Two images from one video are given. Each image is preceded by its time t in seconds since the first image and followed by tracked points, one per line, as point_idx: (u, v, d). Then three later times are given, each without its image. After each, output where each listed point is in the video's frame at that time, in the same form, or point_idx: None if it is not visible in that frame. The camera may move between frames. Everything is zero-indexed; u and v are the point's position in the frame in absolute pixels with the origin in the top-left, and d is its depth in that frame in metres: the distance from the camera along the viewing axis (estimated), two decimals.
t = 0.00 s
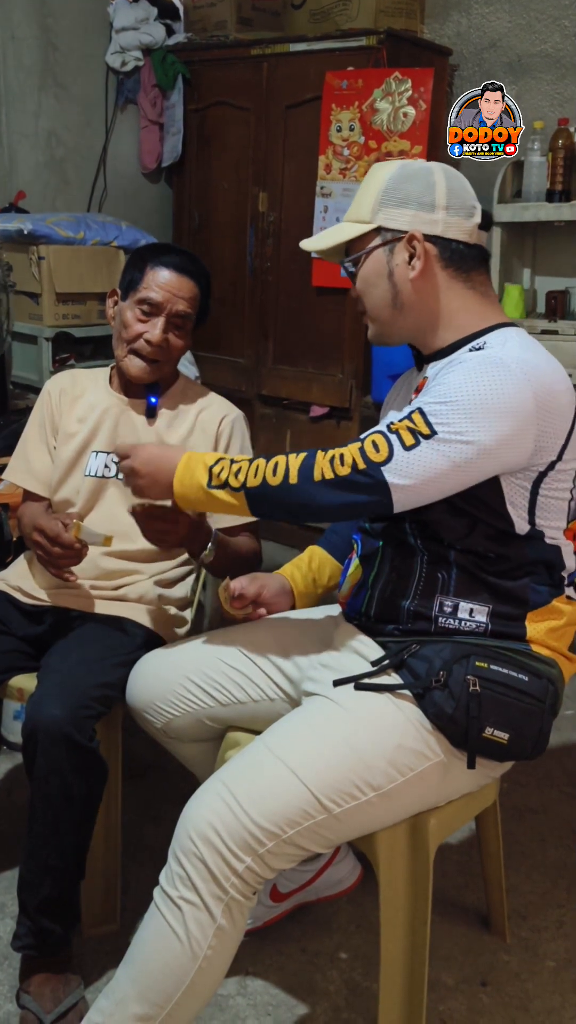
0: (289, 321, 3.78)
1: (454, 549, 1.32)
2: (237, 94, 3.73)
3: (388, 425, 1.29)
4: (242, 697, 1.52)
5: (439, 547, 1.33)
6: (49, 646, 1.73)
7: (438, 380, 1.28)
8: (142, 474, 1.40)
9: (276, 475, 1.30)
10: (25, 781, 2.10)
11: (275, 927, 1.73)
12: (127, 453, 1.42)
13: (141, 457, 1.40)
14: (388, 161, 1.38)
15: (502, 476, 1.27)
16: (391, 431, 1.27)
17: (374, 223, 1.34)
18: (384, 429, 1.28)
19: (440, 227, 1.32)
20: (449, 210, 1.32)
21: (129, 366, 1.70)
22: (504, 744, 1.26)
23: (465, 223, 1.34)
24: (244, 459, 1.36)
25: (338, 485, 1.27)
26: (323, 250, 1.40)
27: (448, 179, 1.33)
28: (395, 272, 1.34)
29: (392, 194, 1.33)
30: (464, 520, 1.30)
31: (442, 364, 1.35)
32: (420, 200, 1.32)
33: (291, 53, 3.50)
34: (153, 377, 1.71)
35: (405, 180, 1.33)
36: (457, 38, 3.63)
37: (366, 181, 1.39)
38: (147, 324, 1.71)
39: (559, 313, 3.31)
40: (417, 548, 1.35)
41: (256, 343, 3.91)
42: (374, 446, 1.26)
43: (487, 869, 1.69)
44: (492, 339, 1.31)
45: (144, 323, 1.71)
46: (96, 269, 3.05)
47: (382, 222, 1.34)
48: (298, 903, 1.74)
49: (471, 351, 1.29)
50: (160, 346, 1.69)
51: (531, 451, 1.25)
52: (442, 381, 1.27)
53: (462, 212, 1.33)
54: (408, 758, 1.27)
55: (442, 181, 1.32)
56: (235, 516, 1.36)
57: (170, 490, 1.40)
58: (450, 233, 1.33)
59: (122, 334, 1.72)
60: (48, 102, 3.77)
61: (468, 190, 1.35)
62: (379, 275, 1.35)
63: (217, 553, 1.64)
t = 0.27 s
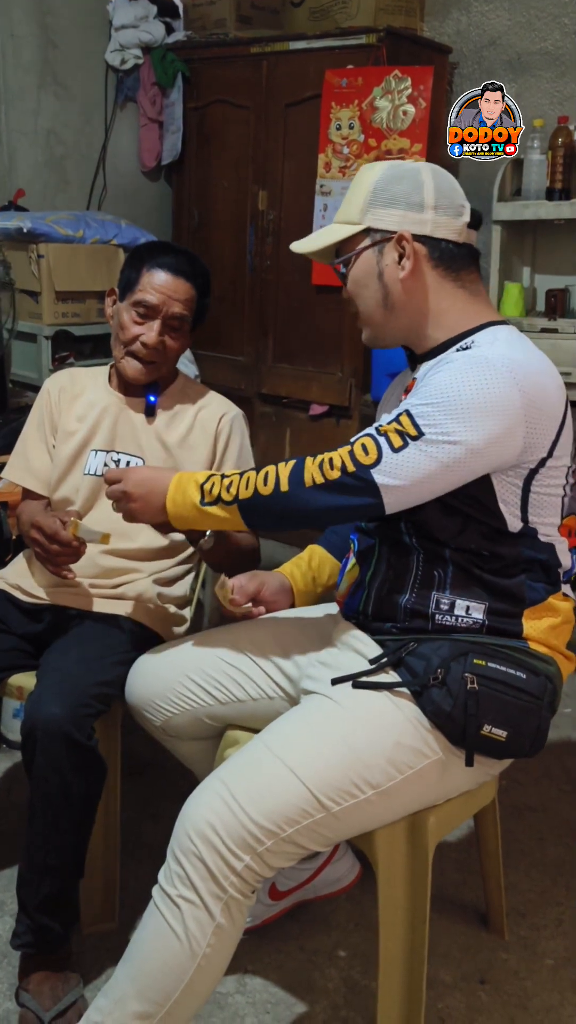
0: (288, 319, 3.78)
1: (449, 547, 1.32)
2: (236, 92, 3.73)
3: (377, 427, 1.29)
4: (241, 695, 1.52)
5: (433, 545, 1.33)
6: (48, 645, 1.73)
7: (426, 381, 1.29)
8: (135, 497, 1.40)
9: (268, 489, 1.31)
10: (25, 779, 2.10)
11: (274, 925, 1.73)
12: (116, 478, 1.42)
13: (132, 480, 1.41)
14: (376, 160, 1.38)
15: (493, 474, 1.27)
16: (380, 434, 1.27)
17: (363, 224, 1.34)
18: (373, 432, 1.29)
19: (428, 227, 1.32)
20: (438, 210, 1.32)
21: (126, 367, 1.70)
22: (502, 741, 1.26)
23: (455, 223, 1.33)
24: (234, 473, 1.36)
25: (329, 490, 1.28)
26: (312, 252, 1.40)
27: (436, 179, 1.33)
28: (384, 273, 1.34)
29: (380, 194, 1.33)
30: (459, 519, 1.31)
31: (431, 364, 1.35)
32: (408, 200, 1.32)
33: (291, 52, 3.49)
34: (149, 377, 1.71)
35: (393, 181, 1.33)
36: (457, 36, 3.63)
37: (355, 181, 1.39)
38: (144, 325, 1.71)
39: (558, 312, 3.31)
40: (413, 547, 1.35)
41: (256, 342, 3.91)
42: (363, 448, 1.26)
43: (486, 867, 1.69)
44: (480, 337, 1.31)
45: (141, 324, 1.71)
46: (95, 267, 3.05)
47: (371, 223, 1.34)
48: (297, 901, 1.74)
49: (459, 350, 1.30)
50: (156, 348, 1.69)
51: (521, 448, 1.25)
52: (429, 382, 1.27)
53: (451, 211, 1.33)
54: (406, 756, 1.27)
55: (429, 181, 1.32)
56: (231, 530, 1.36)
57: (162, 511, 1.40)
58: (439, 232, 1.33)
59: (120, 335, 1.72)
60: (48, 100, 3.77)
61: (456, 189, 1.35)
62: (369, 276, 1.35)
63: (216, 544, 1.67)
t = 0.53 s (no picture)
0: (288, 318, 3.78)
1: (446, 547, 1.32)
2: (236, 91, 3.73)
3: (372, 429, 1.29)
4: (240, 694, 1.52)
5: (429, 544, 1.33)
6: (47, 644, 1.73)
7: (420, 383, 1.29)
8: (130, 502, 1.42)
9: (263, 491, 1.31)
10: (24, 778, 2.10)
11: (273, 924, 1.73)
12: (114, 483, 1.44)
13: (128, 485, 1.43)
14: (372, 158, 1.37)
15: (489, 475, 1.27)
16: (374, 435, 1.27)
17: (358, 224, 1.34)
18: (367, 434, 1.29)
19: (424, 228, 1.31)
20: (433, 210, 1.31)
21: (124, 368, 1.71)
22: (500, 740, 1.26)
23: (451, 223, 1.32)
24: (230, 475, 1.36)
25: (324, 493, 1.27)
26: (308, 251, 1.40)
27: (433, 180, 1.33)
28: (379, 274, 1.33)
29: (376, 194, 1.33)
30: (456, 517, 1.30)
31: (426, 365, 1.35)
32: (403, 201, 1.31)
33: (291, 52, 3.49)
34: (147, 377, 1.72)
35: (389, 181, 1.32)
36: (457, 34, 3.62)
37: (352, 179, 1.38)
38: (141, 326, 1.71)
39: (559, 311, 3.30)
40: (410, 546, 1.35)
41: (256, 340, 3.91)
42: (358, 451, 1.26)
43: (486, 866, 1.69)
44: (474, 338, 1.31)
45: (139, 324, 1.71)
46: (95, 266, 3.05)
47: (366, 223, 1.33)
48: (296, 900, 1.74)
49: (452, 352, 1.30)
50: (153, 349, 1.69)
51: (515, 449, 1.25)
52: (423, 384, 1.27)
53: (446, 211, 1.32)
54: (406, 755, 1.27)
55: (426, 182, 1.32)
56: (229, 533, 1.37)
57: (160, 514, 1.41)
58: (435, 233, 1.32)
59: (118, 336, 1.72)
60: (47, 100, 3.77)
61: (453, 189, 1.34)
62: (364, 277, 1.35)
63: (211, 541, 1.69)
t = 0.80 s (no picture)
0: (288, 319, 3.78)
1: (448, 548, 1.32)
2: (237, 92, 3.73)
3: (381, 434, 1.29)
4: (241, 695, 1.52)
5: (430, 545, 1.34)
6: (48, 644, 1.73)
7: (430, 388, 1.29)
8: (137, 503, 1.42)
9: (270, 496, 1.32)
10: (25, 778, 2.11)
11: (274, 924, 1.74)
12: (120, 483, 1.44)
13: (135, 485, 1.42)
14: (391, 153, 1.36)
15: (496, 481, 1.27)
16: (383, 440, 1.27)
17: (373, 221, 1.34)
18: (376, 439, 1.29)
19: (440, 228, 1.31)
20: (450, 211, 1.31)
21: (124, 369, 1.71)
22: (500, 741, 1.26)
23: (466, 225, 1.32)
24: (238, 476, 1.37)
25: (333, 498, 1.28)
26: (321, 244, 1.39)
27: (451, 180, 1.32)
28: (393, 274, 1.34)
29: (393, 192, 1.32)
30: (460, 519, 1.30)
31: (434, 370, 1.35)
32: (420, 200, 1.31)
33: (292, 52, 3.49)
34: (148, 377, 1.72)
35: (407, 179, 1.32)
36: (457, 35, 3.63)
37: (368, 174, 1.38)
38: (142, 327, 1.71)
39: (559, 311, 3.30)
40: (413, 547, 1.35)
41: (256, 340, 3.91)
42: (367, 456, 1.26)
43: (486, 866, 1.69)
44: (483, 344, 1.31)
45: (139, 325, 1.71)
46: (96, 267, 3.05)
47: (381, 221, 1.33)
48: (296, 900, 1.74)
49: (462, 357, 1.30)
50: (153, 349, 1.69)
51: (523, 457, 1.25)
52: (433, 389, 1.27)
53: (463, 213, 1.32)
54: (406, 755, 1.27)
55: (444, 183, 1.32)
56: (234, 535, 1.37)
57: (166, 514, 1.41)
58: (450, 235, 1.31)
59: (118, 337, 1.73)
60: (48, 100, 3.77)
61: (471, 190, 1.34)
62: (376, 275, 1.35)
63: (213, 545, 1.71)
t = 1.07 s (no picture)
0: (289, 319, 3.78)
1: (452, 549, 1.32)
2: (237, 92, 3.73)
3: (411, 452, 1.26)
4: (241, 696, 1.52)
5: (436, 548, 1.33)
6: (50, 644, 1.73)
7: (456, 403, 1.27)
8: (164, 506, 1.35)
9: (304, 513, 1.27)
10: (27, 778, 2.11)
11: (276, 924, 1.74)
12: (149, 483, 1.37)
13: (163, 488, 1.35)
14: (409, 148, 1.35)
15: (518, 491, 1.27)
16: (416, 458, 1.24)
17: (394, 220, 1.32)
18: (408, 457, 1.26)
19: (463, 228, 1.30)
20: (472, 211, 1.30)
21: (125, 371, 1.71)
22: (501, 741, 1.26)
23: (488, 224, 1.31)
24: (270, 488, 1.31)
25: (370, 520, 1.24)
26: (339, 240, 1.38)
27: (472, 177, 1.32)
28: (414, 274, 1.33)
29: (415, 190, 1.31)
30: (470, 524, 1.29)
31: (456, 383, 1.33)
32: (443, 199, 1.30)
33: (292, 52, 3.49)
34: (149, 379, 1.72)
35: (428, 177, 1.30)
36: (458, 35, 3.63)
37: (385, 169, 1.36)
38: (143, 331, 1.71)
39: (559, 311, 3.30)
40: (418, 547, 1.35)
41: (257, 340, 3.91)
42: (401, 476, 1.23)
43: (487, 866, 1.69)
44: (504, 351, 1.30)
45: (140, 329, 1.71)
46: (96, 267, 3.05)
47: (401, 220, 1.32)
48: (298, 900, 1.75)
49: (485, 368, 1.29)
50: (154, 351, 1.69)
51: (552, 466, 1.25)
52: (461, 403, 1.26)
53: (484, 212, 1.31)
54: (406, 755, 1.27)
55: (465, 181, 1.31)
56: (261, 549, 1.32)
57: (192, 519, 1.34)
58: (472, 234, 1.30)
59: (119, 339, 1.73)
60: (49, 100, 3.77)
61: (489, 189, 1.33)
62: (398, 274, 1.34)
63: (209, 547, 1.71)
